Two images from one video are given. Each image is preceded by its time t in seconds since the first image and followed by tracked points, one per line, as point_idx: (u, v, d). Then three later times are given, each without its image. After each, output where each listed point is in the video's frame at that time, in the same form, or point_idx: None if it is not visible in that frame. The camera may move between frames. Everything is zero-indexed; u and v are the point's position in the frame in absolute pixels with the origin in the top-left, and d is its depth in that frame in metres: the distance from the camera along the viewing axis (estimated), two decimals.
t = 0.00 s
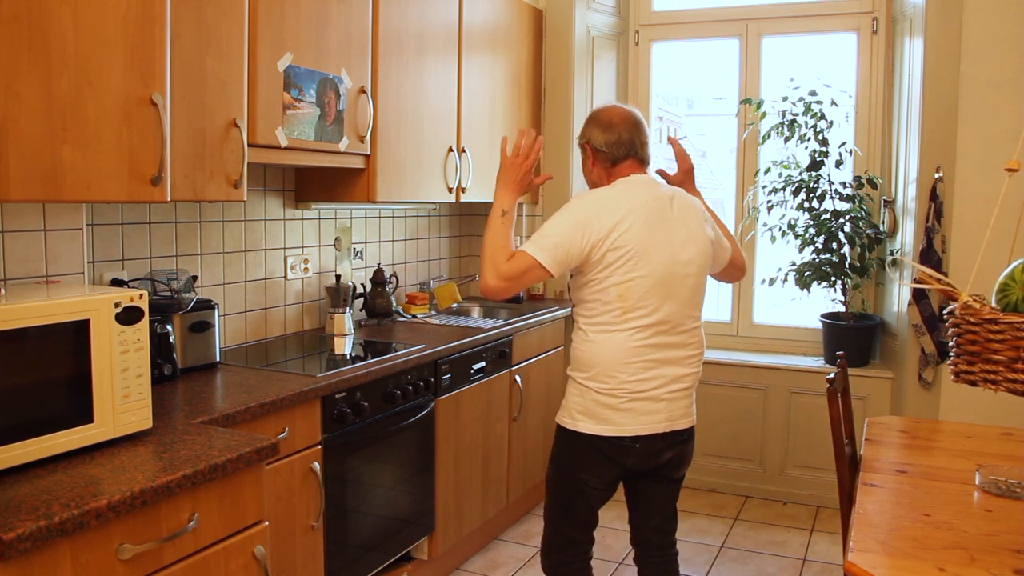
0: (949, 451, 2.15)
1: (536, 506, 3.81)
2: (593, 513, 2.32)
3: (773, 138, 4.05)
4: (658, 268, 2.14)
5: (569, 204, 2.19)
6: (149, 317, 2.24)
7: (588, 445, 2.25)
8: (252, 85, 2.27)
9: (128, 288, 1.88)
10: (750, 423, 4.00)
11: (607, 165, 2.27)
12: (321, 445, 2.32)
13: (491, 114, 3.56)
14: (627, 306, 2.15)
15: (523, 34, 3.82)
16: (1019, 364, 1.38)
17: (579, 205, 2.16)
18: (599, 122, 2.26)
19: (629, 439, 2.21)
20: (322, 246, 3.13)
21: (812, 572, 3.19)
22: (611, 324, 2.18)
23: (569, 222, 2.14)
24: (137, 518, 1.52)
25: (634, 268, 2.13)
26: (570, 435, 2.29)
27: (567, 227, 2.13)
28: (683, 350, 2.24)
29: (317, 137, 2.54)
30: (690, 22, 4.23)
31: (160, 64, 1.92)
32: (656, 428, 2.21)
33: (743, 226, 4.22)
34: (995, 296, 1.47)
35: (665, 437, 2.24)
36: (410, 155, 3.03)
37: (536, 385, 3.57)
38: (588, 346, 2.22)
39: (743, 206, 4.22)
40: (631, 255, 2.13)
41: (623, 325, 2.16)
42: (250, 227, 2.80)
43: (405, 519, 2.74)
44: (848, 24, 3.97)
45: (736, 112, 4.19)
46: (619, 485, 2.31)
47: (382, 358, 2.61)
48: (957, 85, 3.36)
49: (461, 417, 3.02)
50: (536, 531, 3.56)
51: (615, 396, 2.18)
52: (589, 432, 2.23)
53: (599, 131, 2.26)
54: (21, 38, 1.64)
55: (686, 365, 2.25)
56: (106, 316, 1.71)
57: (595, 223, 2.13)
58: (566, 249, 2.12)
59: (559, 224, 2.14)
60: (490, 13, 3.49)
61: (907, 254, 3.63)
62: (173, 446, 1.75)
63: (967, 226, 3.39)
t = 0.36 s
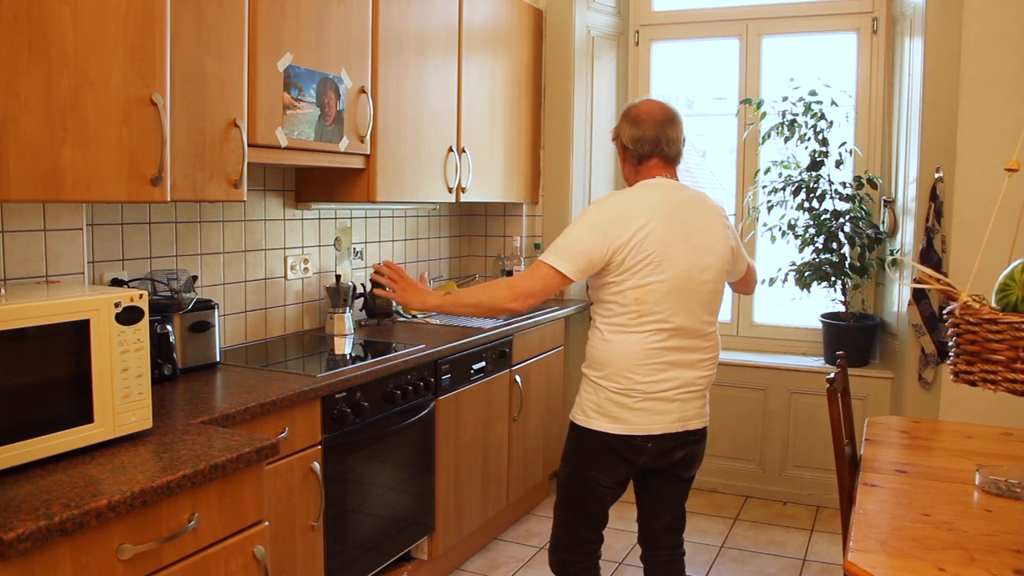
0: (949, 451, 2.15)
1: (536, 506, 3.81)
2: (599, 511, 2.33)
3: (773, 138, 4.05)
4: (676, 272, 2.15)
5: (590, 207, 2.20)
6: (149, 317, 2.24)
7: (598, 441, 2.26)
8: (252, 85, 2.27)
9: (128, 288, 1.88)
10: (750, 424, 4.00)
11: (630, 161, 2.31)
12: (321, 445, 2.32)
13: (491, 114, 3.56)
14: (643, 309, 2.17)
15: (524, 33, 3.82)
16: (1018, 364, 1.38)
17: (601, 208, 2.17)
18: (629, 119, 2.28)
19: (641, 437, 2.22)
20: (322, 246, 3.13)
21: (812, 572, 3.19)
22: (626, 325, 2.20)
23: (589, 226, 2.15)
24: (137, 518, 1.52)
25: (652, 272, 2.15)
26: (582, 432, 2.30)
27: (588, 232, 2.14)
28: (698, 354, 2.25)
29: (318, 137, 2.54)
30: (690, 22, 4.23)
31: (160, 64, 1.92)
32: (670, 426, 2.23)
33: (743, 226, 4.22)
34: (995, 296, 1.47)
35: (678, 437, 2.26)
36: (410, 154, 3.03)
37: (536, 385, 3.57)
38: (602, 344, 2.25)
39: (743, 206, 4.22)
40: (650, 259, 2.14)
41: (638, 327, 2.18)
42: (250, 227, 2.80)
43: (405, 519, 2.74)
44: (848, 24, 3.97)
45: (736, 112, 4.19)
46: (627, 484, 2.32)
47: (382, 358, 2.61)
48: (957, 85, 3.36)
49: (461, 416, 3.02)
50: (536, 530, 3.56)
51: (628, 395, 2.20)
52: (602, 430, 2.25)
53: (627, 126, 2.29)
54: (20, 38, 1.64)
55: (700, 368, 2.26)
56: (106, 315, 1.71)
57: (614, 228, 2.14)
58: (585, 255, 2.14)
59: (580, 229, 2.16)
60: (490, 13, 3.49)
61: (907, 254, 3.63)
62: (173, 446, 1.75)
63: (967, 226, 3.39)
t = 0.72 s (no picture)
0: (949, 451, 2.15)
1: (536, 506, 3.81)
2: (600, 511, 2.34)
3: (773, 138, 4.05)
4: (680, 265, 2.16)
5: (594, 207, 2.21)
6: (149, 317, 2.24)
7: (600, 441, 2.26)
8: (252, 85, 2.27)
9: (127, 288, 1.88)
10: (750, 424, 4.00)
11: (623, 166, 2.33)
12: (321, 445, 2.33)
13: (491, 114, 3.56)
14: (648, 304, 2.17)
15: (524, 33, 3.82)
16: (1018, 363, 1.38)
17: (606, 209, 2.18)
18: (623, 125, 2.31)
19: (645, 435, 2.22)
20: (322, 246, 3.13)
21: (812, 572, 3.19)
22: (632, 322, 2.19)
23: (596, 225, 2.16)
24: (137, 518, 1.52)
25: (656, 268, 2.15)
26: (586, 432, 2.29)
27: (598, 232, 2.15)
28: (701, 349, 2.25)
29: (317, 137, 2.54)
30: (690, 22, 4.23)
31: (160, 64, 1.92)
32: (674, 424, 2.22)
33: (743, 226, 4.22)
34: (995, 296, 1.47)
35: (682, 436, 2.25)
36: (409, 154, 3.03)
37: (536, 385, 3.57)
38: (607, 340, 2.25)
39: (743, 206, 4.22)
40: (655, 255, 2.15)
41: (645, 323, 2.18)
42: (250, 227, 2.80)
43: (406, 519, 2.74)
44: (848, 24, 3.97)
45: (736, 112, 4.19)
46: (630, 485, 2.32)
47: (382, 358, 2.61)
48: (957, 85, 3.36)
49: (461, 416, 3.02)
50: (536, 530, 3.56)
51: (634, 393, 2.19)
52: (605, 429, 2.24)
53: (621, 134, 2.31)
54: (20, 39, 1.64)
55: (705, 364, 2.26)
56: (106, 316, 1.71)
57: (623, 227, 2.15)
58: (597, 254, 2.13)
59: (589, 231, 2.15)
60: (490, 13, 3.49)
61: (907, 254, 3.63)
62: (173, 446, 1.75)
63: (967, 226, 3.39)
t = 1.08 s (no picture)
0: (949, 451, 2.15)
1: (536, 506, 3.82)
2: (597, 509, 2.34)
3: (773, 138, 4.05)
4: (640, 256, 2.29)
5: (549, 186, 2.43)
6: (149, 317, 2.24)
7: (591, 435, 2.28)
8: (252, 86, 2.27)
9: (127, 288, 1.88)
10: (750, 424, 4.00)
11: (554, 169, 2.49)
12: (321, 445, 2.33)
13: (491, 114, 3.56)
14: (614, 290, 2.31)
15: (524, 34, 3.82)
16: (1002, 361, 1.38)
17: (559, 190, 2.42)
18: (562, 131, 2.45)
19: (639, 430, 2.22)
20: (322, 246, 3.13)
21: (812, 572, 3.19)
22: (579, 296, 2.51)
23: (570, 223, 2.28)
24: (137, 518, 1.52)
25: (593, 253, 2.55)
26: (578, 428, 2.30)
27: (554, 202, 2.39)
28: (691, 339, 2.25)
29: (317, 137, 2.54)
30: (690, 22, 4.23)
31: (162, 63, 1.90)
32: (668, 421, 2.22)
33: (743, 226, 4.22)
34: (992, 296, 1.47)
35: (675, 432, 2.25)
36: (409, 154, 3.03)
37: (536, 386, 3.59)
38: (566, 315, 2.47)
39: (743, 206, 4.22)
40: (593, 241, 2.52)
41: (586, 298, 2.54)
42: (250, 227, 2.80)
43: (406, 519, 2.74)
44: (848, 24, 3.97)
45: (736, 112, 4.19)
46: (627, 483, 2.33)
47: (382, 358, 2.62)
48: (957, 86, 3.36)
49: (461, 416, 3.02)
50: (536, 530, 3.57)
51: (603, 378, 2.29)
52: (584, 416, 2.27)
53: (560, 139, 2.45)
54: (21, 39, 1.64)
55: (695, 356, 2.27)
56: (105, 316, 1.71)
57: (575, 209, 2.44)
58: (547, 222, 2.38)
59: (546, 199, 2.38)
60: (490, 13, 3.49)
61: (907, 254, 3.63)
62: (172, 446, 1.75)
63: (968, 226, 3.39)
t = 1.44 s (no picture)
0: (949, 451, 2.14)
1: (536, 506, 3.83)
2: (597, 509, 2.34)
3: (773, 138, 4.05)
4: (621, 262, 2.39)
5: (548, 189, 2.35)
6: (149, 317, 2.24)
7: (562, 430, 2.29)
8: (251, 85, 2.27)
9: (127, 288, 1.88)
10: (750, 424, 4.00)
11: (555, 169, 2.41)
12: (321, 445, 2.33)
13: (491, 114, 3.55)
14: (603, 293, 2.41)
15: (524, 34, 3.82)
16: (1001, 361, 1.38)
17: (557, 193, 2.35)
18: (565, 129, 2.36)
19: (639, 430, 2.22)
20: (322, 246, 3.13)
21: (812, 572, 3.19)
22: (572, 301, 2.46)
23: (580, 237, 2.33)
24: (137, 518, 1.52)
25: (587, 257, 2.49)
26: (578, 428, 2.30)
27: (553, 205, 2.32)
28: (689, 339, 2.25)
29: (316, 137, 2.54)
30: (691, 22, 4.23)
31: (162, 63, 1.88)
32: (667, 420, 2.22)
33: (743, 225, 4.22)
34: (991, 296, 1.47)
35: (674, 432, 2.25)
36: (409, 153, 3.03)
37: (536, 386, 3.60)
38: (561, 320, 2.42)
39: (743, 206, 4.21)
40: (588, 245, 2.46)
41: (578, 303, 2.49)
42: (250, 227, 2.80)
43: (406, 519, 2.74)
44: (848, 24, 3.97)
45: (736, 112, 4.19)
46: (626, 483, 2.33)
47: (381, 358, 2.62)
48: (957, 86, 3.36)
49: (461, 416, 3.02)
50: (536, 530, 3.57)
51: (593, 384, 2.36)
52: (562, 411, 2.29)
53: (562, 138, 2.37)
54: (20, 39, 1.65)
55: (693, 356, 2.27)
56: (105, 316, 1.72)
57: (575, 214, 2.37)
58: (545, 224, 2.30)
59: (543, 202, 2.31)
60: (490, 13, 3.49)
61: (907, 254, 3.63)
62: (172, 446, 1.75)
63: (968, 226, 3.39)
